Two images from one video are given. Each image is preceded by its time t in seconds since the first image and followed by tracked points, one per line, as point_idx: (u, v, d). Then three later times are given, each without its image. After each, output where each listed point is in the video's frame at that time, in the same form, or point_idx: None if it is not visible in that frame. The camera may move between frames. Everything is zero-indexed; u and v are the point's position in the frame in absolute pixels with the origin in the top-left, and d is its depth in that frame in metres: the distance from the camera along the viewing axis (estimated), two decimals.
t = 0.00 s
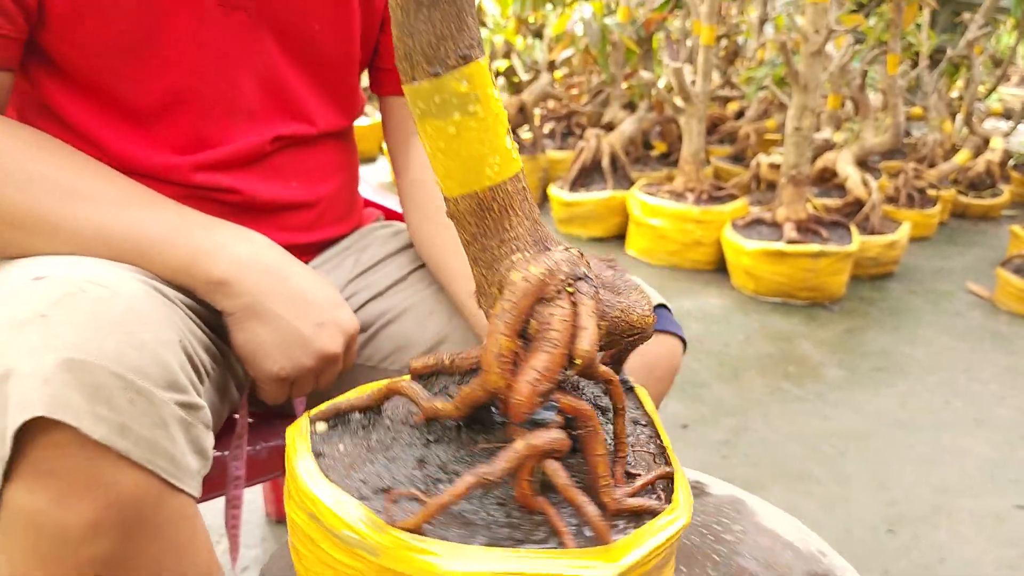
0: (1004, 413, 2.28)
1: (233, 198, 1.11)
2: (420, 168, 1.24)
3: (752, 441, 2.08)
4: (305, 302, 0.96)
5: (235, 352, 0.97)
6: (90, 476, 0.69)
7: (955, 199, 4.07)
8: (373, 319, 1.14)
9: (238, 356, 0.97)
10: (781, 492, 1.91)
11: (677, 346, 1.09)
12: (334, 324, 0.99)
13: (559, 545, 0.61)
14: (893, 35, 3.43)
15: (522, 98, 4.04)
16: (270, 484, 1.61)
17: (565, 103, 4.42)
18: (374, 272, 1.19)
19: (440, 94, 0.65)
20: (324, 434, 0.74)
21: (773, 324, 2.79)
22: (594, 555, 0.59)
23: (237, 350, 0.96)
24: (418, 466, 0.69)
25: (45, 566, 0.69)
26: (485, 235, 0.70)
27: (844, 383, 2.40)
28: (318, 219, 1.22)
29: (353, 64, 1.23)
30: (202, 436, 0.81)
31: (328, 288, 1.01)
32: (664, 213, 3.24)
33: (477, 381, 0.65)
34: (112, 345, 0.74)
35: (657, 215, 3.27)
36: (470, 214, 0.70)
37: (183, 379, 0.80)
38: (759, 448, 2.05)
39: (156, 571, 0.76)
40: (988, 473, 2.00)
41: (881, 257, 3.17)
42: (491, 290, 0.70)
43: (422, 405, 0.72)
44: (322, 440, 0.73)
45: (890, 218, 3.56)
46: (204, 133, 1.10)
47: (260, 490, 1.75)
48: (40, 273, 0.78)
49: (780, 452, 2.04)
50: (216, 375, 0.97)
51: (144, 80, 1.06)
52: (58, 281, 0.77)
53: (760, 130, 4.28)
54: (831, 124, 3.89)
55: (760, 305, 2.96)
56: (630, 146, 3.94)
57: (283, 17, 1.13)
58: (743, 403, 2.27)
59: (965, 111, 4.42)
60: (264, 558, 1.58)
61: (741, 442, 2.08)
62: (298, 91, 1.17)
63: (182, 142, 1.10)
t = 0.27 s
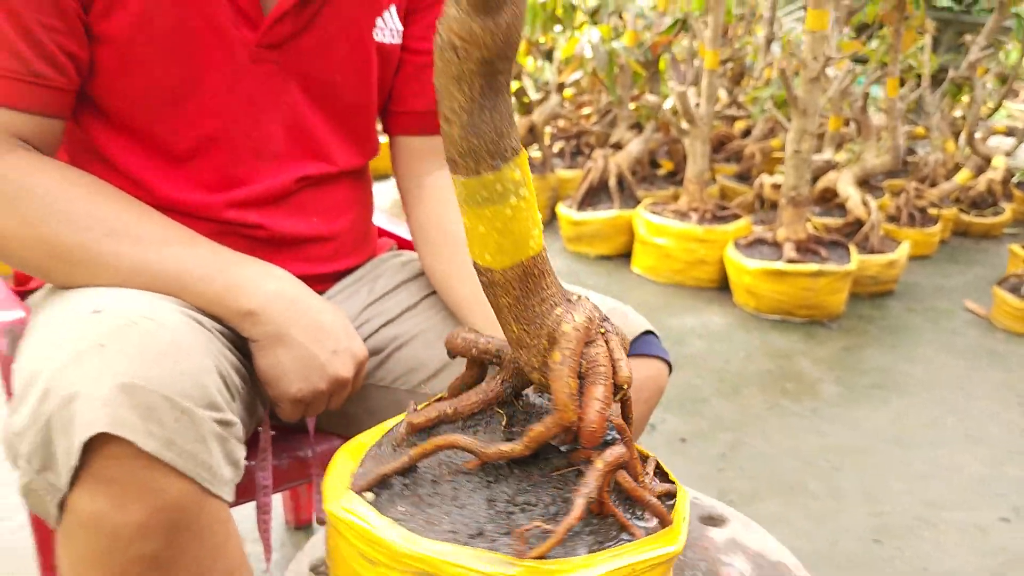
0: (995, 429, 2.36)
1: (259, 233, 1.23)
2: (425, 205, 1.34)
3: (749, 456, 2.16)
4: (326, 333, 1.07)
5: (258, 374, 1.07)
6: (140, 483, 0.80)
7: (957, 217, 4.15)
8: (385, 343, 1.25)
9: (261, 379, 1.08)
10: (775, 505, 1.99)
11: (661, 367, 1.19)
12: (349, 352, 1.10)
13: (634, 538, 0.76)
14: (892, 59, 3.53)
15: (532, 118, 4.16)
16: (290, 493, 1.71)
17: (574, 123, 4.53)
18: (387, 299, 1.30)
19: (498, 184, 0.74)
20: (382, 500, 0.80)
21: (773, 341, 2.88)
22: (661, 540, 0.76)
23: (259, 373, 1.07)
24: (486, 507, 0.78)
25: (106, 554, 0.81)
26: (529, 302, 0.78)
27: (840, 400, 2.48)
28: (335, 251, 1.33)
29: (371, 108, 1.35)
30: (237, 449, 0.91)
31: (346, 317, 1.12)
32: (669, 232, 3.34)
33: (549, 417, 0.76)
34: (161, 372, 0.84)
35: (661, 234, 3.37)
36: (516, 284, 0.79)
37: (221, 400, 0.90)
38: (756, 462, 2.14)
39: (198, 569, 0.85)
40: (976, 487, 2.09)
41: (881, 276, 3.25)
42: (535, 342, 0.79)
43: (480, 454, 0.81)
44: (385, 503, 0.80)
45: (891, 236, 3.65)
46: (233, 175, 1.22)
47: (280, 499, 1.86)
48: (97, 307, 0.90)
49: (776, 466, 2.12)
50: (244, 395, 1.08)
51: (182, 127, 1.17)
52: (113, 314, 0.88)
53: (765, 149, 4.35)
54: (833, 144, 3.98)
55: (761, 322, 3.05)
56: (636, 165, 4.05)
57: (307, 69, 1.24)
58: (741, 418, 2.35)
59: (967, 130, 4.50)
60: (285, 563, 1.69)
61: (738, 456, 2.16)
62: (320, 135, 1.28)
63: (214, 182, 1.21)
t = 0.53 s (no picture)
0: (978, 448, 2.49)
1: (295, 274, 1.40)
2: (444, 247, 1.52)
3: (744, 473, 2.30)
4: (358, 362, 1.24)
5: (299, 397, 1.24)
6: (207, 493, 0.96)
7: (953, 241, 4.28)
8: (406, 371, 1.41)
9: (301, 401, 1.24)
10: (767, 519, 2.12)
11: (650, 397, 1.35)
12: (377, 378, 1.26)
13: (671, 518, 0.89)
14: (886, 92, 3.69)
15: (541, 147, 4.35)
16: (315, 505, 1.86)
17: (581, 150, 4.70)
18: (407, 330, 1.46)
19: (564, 267, 0.82)
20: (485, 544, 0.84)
21: (770, 363, 3.02)
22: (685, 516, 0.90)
23: (301, 396, 1.23)
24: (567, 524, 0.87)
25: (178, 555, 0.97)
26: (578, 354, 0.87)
27: (832, 420, 2.62)
28: (362, 287, 1.50)
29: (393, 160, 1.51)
30: (285, 465, 1.07)
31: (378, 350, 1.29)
32: (671, 258, 3.49)
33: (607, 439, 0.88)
34: (224, 402, 1.01)
35: (664, 260, 3.52)
36: (569, 341, 0.86)
37: (271, 424, 1.07)
38: (749, 479, 2.27)
39: (253, 567, 1.01)
40: (957, 504, 2.22)
41: (875, 300, 3.39)
42: (580, 383, 0.89)
43: (554, 482, 0.91)
44: (489, 542, 0.84)
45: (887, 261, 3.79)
46: (273, 225, 1.39)
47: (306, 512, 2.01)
48: (169, 347, 1.07)
49: (768, 483, 2.26)
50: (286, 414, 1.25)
51: (230, 184, 1.35)
52: (182, 354, 1.05)
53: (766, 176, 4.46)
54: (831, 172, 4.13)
55: (759, 344, 3.19)
56: (641, 192, 4.21)
57: (337, 132, 1.40)
58: (737, 437, 2.49)
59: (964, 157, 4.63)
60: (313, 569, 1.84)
61: (733, 473, 2.30)
62: (348, 187, 1.44)
63: (256, 230, 1.38)
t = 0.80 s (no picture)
0: (961, 463, 2.62)
1: (317, 307, 1.45)
2: (450, 280, 1.57)
3: (736, 486, 2.43)
4: (377, 391, 1.30)
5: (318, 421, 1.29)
6: (247, 501, 1.04)
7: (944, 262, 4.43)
8: (420, 393, 1.50)
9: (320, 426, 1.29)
10: (757, 529, 2.25)
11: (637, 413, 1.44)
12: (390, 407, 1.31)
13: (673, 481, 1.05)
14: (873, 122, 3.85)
15: (545, 173, 4.55)
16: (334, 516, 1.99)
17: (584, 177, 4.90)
18: (420, 356, 1.54)
19: (607, 309, 0.88)
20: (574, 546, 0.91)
21: (764, 382, 3.15)
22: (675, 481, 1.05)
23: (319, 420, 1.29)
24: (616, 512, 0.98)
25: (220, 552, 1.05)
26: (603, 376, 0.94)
27: (822, 436, 2.75)
28: (376, 318, 1.56)
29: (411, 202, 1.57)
30: (313, 477, 1.14)
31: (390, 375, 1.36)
32: (670, 281, 3.65)
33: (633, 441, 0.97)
34: (264, 421, 1.08)
35: (663, 283, 3.68)
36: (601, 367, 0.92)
37: (303, 442, 1.14)
38: (741, 492, 2.40)
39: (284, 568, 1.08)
40: (938, 516, 2.34)
41: (866, 320, 3.53)
42: (606, 401, 0.96)
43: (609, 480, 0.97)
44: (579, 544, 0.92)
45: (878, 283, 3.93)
46: (299, 262, 1.44)
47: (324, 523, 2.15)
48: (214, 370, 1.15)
49: (759, 496, 2.39)
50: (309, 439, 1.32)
51: (258, 228, 1.39)
52: (225, 377, 1.13)
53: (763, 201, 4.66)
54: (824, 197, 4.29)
55: (753, 364, 3.33)
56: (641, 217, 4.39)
57: (358, 174, 1.44)
58: (731, 452, 2.62)
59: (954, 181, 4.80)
60: None
61: (726, 486, 2.43)
62: (368, 228, 1.50)
63: (282, 269, 1.43)
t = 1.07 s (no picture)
0: (942, 469, 2.73)
1: (330, 318, 1.59)
2: (449, 293, 1.72)
3: (725, 491, 2.54)
4: (387, 391, 1.45)
5: (336, 419, 1.45)
6: (272, 489, 1.19)
7: (933, 277, 4.56)
8: (425, 397, 1.63)
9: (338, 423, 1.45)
10: (744, 530, 2.36)
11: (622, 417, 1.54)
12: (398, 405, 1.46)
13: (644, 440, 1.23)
14: (859, 141, 3.99)
15: (543, 193, 4.69)
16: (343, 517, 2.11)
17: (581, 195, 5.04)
18: (425, 363, 1.68)
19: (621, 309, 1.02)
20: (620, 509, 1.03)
21: (754, 393, 3.28)
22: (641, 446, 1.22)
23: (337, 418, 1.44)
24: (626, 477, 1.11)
25: (249, 537, 1.19)
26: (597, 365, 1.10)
27: (808, 443, 2.87)
28: (385, 328, 1.71)
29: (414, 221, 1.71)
30: (329, 471, 1.29)
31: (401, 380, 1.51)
32: (664, 296, 3.78)
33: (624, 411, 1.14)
34: (288, 419, 1.24)
35: (658, 297, 3.81)
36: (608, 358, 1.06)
37: (321, 438, 1.30)
38: (730, 496, 2.52)
39: (305, 550, 1.23)
40: (918, 518, 2.44)
41: (854, 333, 3.66)
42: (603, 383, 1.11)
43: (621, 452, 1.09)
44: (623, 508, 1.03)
45: (867, 297, 4.07)
46: (313, 277, 1.57)
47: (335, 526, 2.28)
48: (240, 377, 1.31)
49: (747, 499, 2.50)
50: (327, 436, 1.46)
51: (276, 246, 1.52)
52: (252, 382, 1.29)
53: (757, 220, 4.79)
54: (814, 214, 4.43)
55: (744, 375, 3.46)
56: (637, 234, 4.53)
57: (367, 198, 1.58)
58: (721, 459, 2.74)
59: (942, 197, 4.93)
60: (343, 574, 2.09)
61: (715, 491, 2.55)
62: (375, 246, 1.63)
63: (298, 283, 1.56)
